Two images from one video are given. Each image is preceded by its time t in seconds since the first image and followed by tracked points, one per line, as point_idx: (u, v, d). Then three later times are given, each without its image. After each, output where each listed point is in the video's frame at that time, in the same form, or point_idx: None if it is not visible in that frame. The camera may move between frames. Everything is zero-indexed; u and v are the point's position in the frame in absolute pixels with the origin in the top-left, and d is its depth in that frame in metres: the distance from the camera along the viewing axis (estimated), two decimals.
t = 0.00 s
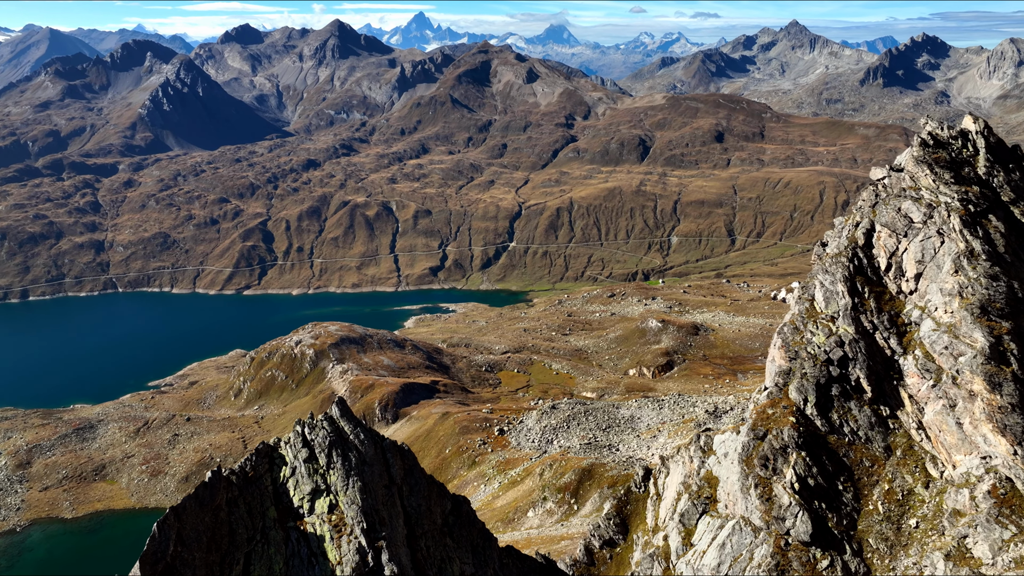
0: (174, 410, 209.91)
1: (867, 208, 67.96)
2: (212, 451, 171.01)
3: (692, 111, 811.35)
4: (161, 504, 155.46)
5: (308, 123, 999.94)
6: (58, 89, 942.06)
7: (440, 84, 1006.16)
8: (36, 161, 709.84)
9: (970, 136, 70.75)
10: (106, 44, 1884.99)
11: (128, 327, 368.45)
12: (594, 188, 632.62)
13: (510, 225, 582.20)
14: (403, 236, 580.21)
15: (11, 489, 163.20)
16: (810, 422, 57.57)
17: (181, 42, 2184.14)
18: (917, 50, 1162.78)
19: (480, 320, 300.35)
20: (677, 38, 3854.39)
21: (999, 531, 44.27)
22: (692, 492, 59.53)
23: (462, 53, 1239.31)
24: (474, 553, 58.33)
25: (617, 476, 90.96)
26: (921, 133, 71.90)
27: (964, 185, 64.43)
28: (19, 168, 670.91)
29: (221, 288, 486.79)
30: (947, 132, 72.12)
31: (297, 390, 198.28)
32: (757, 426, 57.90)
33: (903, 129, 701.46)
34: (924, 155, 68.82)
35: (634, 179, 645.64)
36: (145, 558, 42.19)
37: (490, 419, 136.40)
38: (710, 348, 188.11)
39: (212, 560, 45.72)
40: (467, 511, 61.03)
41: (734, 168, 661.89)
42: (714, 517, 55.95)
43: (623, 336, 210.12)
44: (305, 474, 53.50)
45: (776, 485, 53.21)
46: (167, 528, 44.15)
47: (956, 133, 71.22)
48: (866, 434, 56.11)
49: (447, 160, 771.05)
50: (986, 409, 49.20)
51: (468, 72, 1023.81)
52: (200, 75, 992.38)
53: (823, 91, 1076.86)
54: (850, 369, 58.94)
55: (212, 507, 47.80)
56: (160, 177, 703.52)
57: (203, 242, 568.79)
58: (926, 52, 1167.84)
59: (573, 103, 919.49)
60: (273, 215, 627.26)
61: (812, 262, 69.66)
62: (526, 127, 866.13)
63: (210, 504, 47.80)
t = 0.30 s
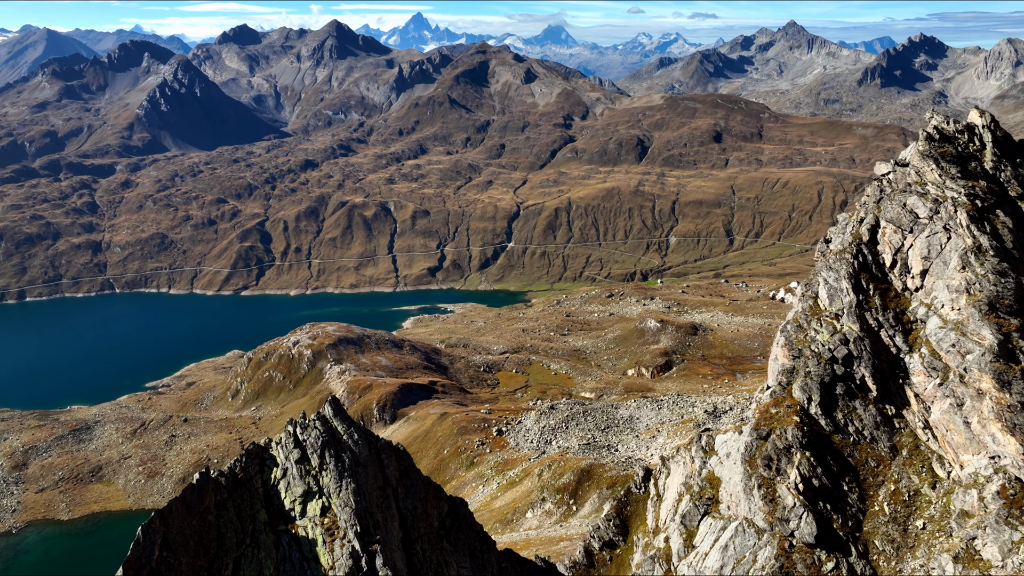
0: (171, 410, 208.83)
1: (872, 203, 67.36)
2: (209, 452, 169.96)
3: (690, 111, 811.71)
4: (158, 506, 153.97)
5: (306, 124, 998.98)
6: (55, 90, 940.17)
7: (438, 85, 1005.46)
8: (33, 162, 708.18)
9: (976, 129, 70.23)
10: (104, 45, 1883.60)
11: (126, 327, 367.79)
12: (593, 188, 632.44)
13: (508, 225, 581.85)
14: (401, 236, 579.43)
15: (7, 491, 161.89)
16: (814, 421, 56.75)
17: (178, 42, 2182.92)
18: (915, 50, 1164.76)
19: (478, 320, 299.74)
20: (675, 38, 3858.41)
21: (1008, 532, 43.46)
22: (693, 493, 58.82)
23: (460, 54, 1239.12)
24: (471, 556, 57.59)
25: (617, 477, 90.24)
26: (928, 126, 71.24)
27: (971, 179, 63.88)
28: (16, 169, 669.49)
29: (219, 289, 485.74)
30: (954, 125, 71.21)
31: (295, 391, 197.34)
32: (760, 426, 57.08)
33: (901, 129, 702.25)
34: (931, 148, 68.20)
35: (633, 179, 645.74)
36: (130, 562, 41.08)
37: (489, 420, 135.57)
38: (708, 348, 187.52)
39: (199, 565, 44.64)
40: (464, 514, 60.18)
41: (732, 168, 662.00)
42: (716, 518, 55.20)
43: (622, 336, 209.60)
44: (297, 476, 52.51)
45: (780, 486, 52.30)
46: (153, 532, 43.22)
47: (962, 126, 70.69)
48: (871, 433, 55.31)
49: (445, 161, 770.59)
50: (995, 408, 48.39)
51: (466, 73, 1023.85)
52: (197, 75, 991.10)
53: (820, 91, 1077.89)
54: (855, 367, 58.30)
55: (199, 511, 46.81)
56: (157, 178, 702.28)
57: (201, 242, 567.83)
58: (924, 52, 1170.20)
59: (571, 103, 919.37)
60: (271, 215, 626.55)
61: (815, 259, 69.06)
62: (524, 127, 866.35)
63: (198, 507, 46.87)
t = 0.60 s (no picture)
0: (168, 411, 207.68)
1: (876, 199, 67.00)
2: (206, 453, 168.95)
3: (688, 111, 811.27)
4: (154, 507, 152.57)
5: (303, 124, 997.39)
6: (52, 90, 937.04)
7: (436, 85, 1004.59)
8: (30, 163, 706.46)
9: (982, 124, 69.79)
10: (101, 45, 1879.12)
11: (123, 328, 366.56)
12: (591, 188, 631.90)
13: (506, 225, 581.02)
14: (399, 236, 578.36)
15: (2, 492, 160.69)
16: (819, 420, 56.03)
17: (176, 42, 2180.01)
18: (912, 50, 1166.17)
19: (476, 320, 298.73)
20: (672, 38, 3860.01)
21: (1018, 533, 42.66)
22: (695, 493, 58.10)
23: (458, 54, 1238.88)
24: (468, 559, 56.97)
25: (616, 477, 89.58)
26: (934, 120, 70.75)
27: (978, 173, 63.35)
28: (13, 169, 667.02)
29: (216, 289, 484.30)
30: (958, 121, 70.91)
31: (292, 392, 196.29)
32: (763, 425, 56.39)
33: (898, 129, 702.57)
34: (936, 142, 67.78)
35: (631, 179, 645.47)
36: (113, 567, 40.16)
37: (487, 420, 134.71)
38: (707, 347, 186.90)
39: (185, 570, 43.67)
40: (461, 516, 59.53)
41: (730, 168, 661.92)
42: (718, 519, 54.49)
43: (620, 336, 208.89)
44: (288, 476, 51.72)
45: (784, 486, 51.45)
46: (137, 535, 42.53)
47: (968, 121, 70.15)
48: (876, 432, 54.71)
49: (443, 161, 769.53)
50: (1004, 407, 47.63)
51: (464, 73, 1023.04)
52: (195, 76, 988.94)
53: (818, 91, 1078.75)
54: (860, 365, 57.67)
55: (186, 514, 46.00)
56: (154, 178, 700.37)
57: (198, 243, 566.27)
58: (921, 52, 1171.50)
59: (569, 103, 918.74)
60: (269, 215, 624.91)
61: (819, 255, 68.50)
62: (522, 127, 865.95)
63: (185, 509, 45.96)
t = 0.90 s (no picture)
0: (165, 411, 206.49)
1: (880, 194, 66.63)
2: (203, 454, 167.97)
3: (686, 110, 810.82)
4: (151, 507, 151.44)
5: (301, 123, 995.28)
6: (49, 90, 933.97)
7: (434, 84, 1003.80)
8: (27, 162, 703.87)
9: (989, 116, 68.97)
10: (99, 45, 1875.22)
11: (121, 328, 365.45)
12: (589, 187, 631.55)
13: (505, 225, 580.37)
14: (397, 236, 577.32)
15: None
16: (822, 419, 55.50)
17: (173, 42, 2177.78)
18: (910, 50, 1167.51)
19: (475, 320, 297.55)
20: (670, 38, 3860.73)
21: None
22: (696, 493, 57.57)
23: (456, 54, 1238.70)
24: (466, 563, 56.35)
25: (616, 477, 88.86)
26: (940, 113, 70.05)
27: (984, 167, 62.67)
28: (9, 169, 664.39)
29: (214, 289, 482.83)
30: (966, 113, 70.09)
31: (290, 391, 195.40)
32: (767, 424, 55.62)
33: (896, 128, 703.13)
34: (943, 136, 67.07)
35: (629, 178, 645.32)
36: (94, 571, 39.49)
37: (485, 420, 133.80)
38: (706, 347, 186.22)
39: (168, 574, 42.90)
40: (457, 517, 58.83)
41: (728, 167, 661.66)
42: (719, 519, 53.83)
43: (619, 335, 208.24)
44: (279, 477, 50.84)
45: (787, 486, 50.76)
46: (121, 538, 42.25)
47: (975, 113, 69.40)
48: (882, 431, 54.07)
49: (441, 160, 768.70)
50: (1013, 405, 46.77)
51: (462, 72, 1022.15)
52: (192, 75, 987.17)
53: (816, 90, 1079.23)
54: (865, 363, 57.02)
55: (173, 516, 45.59)
56: (152, 178, 698.19)
57: (196, 243, 564.60)
58: (918, 52, 1173.46)
59: (567, 103, 918.02)
60: (267, 215, 623.36)
61: (822, 251, 67.99)
62: (520, 127, 865.48)
63: (170, 512, 45.71)
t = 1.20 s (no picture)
0: (162, 411, 205.35)
1: (885, 189, 66.29)
2: (201, 454, 166.96)
3: (684, 109, 810.69)
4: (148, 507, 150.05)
5: (299, 122, 993.00)
6: (46, 89, 930.60)
7: (432, 83, 1002.41)
8: (24, 162, 700.65)
9: (995, 110, 68.83)
10: (96, 45, 1869.69)
11: (118, 327, 363.89)
12: (587, 186, 630.94)
13: (503, 224, 579.52)
14: (395, 235, 575.98)
15: None
16: (827, 418, 54.63)
17: (170, 42, 2175.21)
18: (908, 50, 1168.50)
19: (473, 319, 296.56)
20: (668, 37, 3861.88)
21: None
22: (698, 493, 56.82)
23: (454, 53, 1237.46)
24: (461, 566, 55.80)
25: (615, 477, 88.16)
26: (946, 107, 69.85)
27: (992, 160, 62.31)
28: (6, 168, 661.58)
29: (211, 289, 481.07)
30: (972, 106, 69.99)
31: (288, 391, 194.30)
32: (770, 423, 54.86)
33: (894, 127, 703.02)
34: (949, 129, 66.78)
35: (627, 177, 644.91)
36: None
37: (484, 419, 132.81)
38: (704, 346, 185.53)
39: None
40: (453, 519, 58.21)
41: (727, 167, 660.64)
42: (722, 521, 53.00)
43: (617, 335, 207.50)
44: (269, 478, 49.86)
45: (791, 486, 49.98)
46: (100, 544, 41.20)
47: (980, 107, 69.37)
48: (888, 430, 53.32)
49: (439, 160, 767.64)
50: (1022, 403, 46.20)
51: (460, 72, 1021.44)
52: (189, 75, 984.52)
53: (814, 89, 1079.08)
54: (869, 361, 56.43)
55: (157, 519, 44.60)
56: (149, 178, 695.45)
57: (193, 242, 562.70)
58: (916, 52, 1173.46)
59: (565, 102, 917.36)
60: (264, 215, 621.50)
61: (825, 247, 67.42)
62: (518, 126, 864.49)
63: (155, 514, 44.79)
